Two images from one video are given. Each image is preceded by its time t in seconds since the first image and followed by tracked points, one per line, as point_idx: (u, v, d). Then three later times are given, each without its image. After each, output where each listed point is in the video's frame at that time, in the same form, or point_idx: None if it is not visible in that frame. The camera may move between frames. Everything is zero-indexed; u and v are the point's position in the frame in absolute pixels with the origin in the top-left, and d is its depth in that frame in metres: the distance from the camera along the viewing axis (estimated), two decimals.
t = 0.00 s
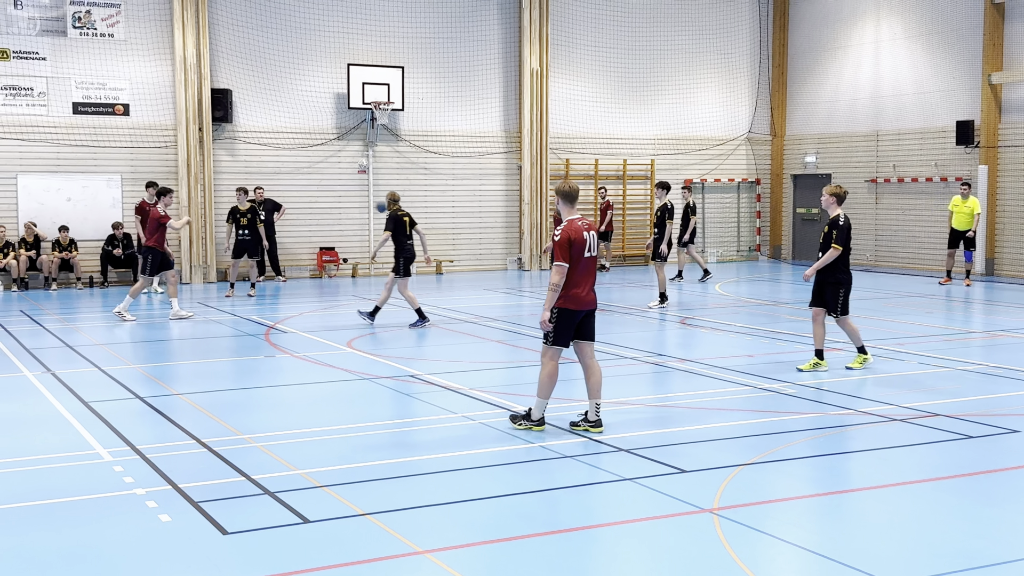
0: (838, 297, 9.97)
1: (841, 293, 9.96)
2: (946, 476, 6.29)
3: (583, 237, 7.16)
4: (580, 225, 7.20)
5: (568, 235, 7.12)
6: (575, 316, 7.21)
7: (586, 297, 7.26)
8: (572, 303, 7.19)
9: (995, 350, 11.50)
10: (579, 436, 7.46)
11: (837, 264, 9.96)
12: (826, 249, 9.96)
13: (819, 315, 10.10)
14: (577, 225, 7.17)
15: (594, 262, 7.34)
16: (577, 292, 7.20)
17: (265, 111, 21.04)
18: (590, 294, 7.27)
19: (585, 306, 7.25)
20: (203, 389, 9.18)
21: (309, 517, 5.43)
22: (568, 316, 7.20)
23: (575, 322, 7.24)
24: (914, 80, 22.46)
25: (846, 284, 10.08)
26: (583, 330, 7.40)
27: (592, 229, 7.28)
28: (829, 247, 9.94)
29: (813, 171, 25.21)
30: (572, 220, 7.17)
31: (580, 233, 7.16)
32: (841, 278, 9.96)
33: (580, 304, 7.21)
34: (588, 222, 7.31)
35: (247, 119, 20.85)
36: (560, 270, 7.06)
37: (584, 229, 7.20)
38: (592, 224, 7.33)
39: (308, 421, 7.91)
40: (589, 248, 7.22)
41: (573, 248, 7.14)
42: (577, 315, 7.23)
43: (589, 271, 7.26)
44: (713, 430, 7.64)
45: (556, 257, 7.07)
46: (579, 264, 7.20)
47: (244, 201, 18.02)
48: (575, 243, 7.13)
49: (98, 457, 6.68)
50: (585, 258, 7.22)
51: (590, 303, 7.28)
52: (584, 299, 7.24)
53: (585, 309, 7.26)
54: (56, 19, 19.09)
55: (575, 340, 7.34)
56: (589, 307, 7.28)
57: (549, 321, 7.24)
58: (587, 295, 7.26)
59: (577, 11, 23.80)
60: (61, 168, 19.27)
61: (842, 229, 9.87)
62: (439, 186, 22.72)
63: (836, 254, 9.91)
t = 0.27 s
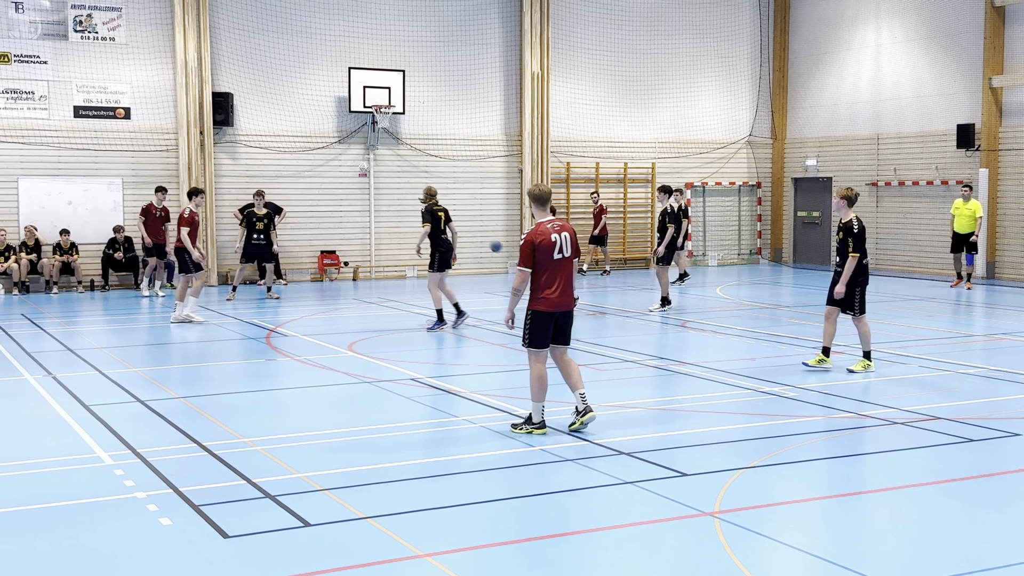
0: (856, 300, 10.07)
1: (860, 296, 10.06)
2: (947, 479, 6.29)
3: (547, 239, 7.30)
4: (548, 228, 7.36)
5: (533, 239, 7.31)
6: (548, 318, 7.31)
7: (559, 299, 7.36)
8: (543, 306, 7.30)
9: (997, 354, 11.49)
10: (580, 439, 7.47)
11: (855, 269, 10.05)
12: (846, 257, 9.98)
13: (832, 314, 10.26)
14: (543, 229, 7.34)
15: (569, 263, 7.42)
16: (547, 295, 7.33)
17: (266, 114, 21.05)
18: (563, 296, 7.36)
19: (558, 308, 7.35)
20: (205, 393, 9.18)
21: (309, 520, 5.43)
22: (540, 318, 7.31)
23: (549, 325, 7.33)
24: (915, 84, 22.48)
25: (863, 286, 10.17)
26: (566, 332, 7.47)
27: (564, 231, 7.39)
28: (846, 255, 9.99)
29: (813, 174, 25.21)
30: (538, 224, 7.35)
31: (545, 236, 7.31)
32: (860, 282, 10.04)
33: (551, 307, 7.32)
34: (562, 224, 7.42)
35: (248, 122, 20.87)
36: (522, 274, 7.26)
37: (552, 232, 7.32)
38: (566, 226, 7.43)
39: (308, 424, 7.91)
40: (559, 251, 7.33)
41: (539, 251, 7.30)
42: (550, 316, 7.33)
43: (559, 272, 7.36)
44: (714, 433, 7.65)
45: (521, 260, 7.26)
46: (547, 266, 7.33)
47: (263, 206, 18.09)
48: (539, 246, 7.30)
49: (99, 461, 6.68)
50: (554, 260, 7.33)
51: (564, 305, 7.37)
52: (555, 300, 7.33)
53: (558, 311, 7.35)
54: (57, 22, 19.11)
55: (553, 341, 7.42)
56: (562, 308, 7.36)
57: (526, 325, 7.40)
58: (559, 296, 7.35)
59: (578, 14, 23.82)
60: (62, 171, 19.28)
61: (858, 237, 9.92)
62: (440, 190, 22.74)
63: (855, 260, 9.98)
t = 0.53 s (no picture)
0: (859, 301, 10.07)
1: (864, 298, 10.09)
2: (944, 483, 6.29)
3: (521, 243, 7.54)
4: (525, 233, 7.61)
5: (508, 244, 7.59)
6: (527, 319, 7.49)
7: (537, 300, 7.54)
8: (521, 307, 7.52)
9: (992, 357, 11.51)
10: (577, 443, 7.46)
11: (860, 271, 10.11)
12: (857, 260, 9.99)
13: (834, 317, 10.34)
14: (519, 233, 7.60)
15: (547, 265, 7.60)
16: (525, 297, 7.55)
17: (263, 118, 21.05)
18: (539, 298, 7.53)
19: (537, 309, 7.52)
20: (201, 397, 9.16)
21: (305, 525, 5.42)
22: (519, 319, 7.52)
23: (529, 326, 7.49)
24: (911, 88, 22.53)
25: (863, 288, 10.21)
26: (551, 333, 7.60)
27: (541, 234, 7.59)
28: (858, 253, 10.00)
29: (810, 178, 25.25)
30: (515, 229, 7.62)
31: (520, 240, 7.56)
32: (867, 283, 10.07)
33: (529, 307, 7.51)
34: (540, 227, 7.63)
35: (244, 126, 20.86)
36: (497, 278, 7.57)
37: (526, 235, 7.56)
38: (545, 229, 7.63)
39: (304, 428, 7.90)
40: (534, 253, 7.55)
41: (514, 255, 7.57)
42: (530, 318, 7.50)
43: (536, 275, 7.56)
44: (710, 437, 7.65)
45: (495, 265, 7.60)
46: (523, 269, 7.55)
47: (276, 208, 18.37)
48: (513, 250, 7.56)
49: (94, 465, 6.66)
50: (530, 263, 7.55)
51: (542, 306, 7.54)
52: (532, 301, 7.52)
53: (537, 312, 7.52)
54: (53, 26, 19.10)
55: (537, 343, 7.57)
56: (540, 309, 7.52)
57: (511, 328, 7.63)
58: (536, 297, 7.53)
59: (574, 18, 23.85)
60: (58, 175, 19.26)
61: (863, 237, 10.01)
62: (436, 194, 22.74)
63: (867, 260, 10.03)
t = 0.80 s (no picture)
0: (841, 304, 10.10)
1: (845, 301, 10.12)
2: (935, 487, 6.30)
3: (510, 247, 7.56)
4: (515, 236, 7.62)
5: (498, 247, 7.62)
6: (511, 323, 7.53)
7: (523, 305, 7.55)
8: (507, 310, 7.55)
9: (983, 361, 11.54)
10: (569, 447, 7.45)
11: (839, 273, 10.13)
12: (835, 261, 10.06)
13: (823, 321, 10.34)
14: (509, 237, 7.62)
15: (535, 269, 7.60)
16: (512, 300, 7.57)
17: (254, 122, 21.02)
18: (525, 302, 7.55)
19: (522, 313, 7.55)
20: (192, 402, 9.13)
21: (297, 530, 5.40)
22: (505, 322, 7.56)
23: (514, 330, 7.53)
24: (901, 93, 22.63)
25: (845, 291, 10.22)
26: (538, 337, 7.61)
27: (530, 238, 7.58)
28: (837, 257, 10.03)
29: (800, 182, 25.33)
30: (506, 233, 7.64)
31: (509, 244, 7.58)
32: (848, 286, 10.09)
33: (516, 311, 7.54)
34: (531, 231, 7.62)
35: (236, 130, 20.82)
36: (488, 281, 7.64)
37: (515, 239, 7.56)
38: (535, 233, 7.61)
39: (295, 433, 7.87)
40: (522, 257, 7.55)
41: (504, 259, 7.60)
42: (515, 321, 7.54)
43: (523, 279, 7.56)
44: (702, 441, 7.65)
45: (487, 268, 7.64)
46: (511, 273, 7.57)
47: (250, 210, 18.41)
48: (502, 253, 7.59)
49: (85, 470, 6.63)
50: (519, 266, 7.56)
51: (528, 310, 7.55)
52: (518, 306, 7.54)
53: (522, 316, 7.55)
54: (43, 30, 19.04)
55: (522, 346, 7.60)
56: (526, 314, 7.54)
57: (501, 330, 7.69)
58: (522, 302, 7.55)
59: (566, 23, 23.89)
60: (48, 180, 19.19)
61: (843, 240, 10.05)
62: (428, 198, 22.74)
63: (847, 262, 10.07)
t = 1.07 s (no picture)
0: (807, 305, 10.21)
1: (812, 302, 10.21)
2: (919, 490, 6.33)
3: (506, 250, 7.57)
4: (509, 240, 7.63)
5: (492, 249, 7.60)
6: (500, 325, 7.53)
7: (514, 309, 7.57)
8: (494, 312, 7.55)
9: (966, 365, 11.61)
10: (555, 452, 7.45)
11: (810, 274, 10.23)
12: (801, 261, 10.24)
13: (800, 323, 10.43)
14: (504, 239, 7.62)
15: (527, 274, 7.64)
16: (500, 302, 7.58)
17: (239, 126, 20.95)
18: (516, 306, 7.57)
19: (512, 316, 7.56)
20: (177, 407, 9.08)
21: (282, 535, 5.37)
22: (493, 324, 7.55)
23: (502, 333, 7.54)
24: (885, 98, 22.78)
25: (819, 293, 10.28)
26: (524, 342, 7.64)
27: (525, 243, 7.62)
28: (805, 258, 10.21)
29: (785, 187, 25.45)
30: (500, 235, 7.63)
31: (504, 247, 7.59)
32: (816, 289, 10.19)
33: (502, 313, 7.54)
34: (525, 236, 7.67)
35: (221, 135, 20.75)
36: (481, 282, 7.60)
37: (510, 243, 7.59)
38: (530, 239, 7.66)
39: (280, 438, 7.84)
40: (516, 261, 7.58)
41: (497, 261, 7.59)
42: (504, 324, 7.55)
43: (515, 283, 7.58)
44: (688, 445, 7.67)
45: (481, 269, 7.61)
46: (504, 276, 7.57)
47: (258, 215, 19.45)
48: (497, 256, 7.58)
49: (69, 476, 6.58)
50: (510, 270, 7.57)
51: (518, 314, 7.57)
52: (509, 309, 7.56)
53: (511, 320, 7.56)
54: (27, 35, 18.95)
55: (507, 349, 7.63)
56: (516, 317, 7.56)
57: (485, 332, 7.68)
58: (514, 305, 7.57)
59: (552, 28, 23.94)
60: (32, 185, 19.07)
61: (813, 242, 10.20)
62: (414, 202, 22.72)
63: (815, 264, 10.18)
